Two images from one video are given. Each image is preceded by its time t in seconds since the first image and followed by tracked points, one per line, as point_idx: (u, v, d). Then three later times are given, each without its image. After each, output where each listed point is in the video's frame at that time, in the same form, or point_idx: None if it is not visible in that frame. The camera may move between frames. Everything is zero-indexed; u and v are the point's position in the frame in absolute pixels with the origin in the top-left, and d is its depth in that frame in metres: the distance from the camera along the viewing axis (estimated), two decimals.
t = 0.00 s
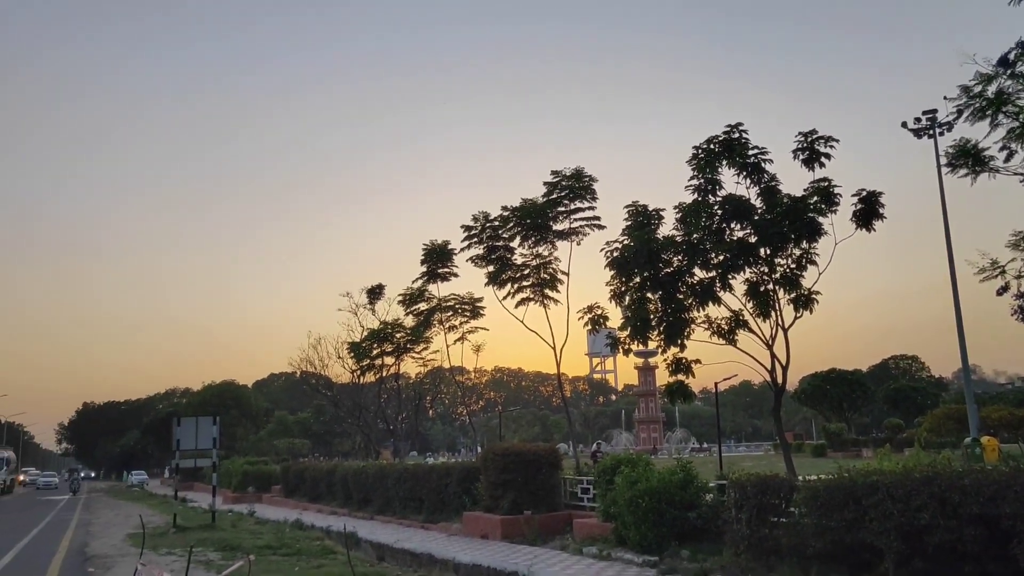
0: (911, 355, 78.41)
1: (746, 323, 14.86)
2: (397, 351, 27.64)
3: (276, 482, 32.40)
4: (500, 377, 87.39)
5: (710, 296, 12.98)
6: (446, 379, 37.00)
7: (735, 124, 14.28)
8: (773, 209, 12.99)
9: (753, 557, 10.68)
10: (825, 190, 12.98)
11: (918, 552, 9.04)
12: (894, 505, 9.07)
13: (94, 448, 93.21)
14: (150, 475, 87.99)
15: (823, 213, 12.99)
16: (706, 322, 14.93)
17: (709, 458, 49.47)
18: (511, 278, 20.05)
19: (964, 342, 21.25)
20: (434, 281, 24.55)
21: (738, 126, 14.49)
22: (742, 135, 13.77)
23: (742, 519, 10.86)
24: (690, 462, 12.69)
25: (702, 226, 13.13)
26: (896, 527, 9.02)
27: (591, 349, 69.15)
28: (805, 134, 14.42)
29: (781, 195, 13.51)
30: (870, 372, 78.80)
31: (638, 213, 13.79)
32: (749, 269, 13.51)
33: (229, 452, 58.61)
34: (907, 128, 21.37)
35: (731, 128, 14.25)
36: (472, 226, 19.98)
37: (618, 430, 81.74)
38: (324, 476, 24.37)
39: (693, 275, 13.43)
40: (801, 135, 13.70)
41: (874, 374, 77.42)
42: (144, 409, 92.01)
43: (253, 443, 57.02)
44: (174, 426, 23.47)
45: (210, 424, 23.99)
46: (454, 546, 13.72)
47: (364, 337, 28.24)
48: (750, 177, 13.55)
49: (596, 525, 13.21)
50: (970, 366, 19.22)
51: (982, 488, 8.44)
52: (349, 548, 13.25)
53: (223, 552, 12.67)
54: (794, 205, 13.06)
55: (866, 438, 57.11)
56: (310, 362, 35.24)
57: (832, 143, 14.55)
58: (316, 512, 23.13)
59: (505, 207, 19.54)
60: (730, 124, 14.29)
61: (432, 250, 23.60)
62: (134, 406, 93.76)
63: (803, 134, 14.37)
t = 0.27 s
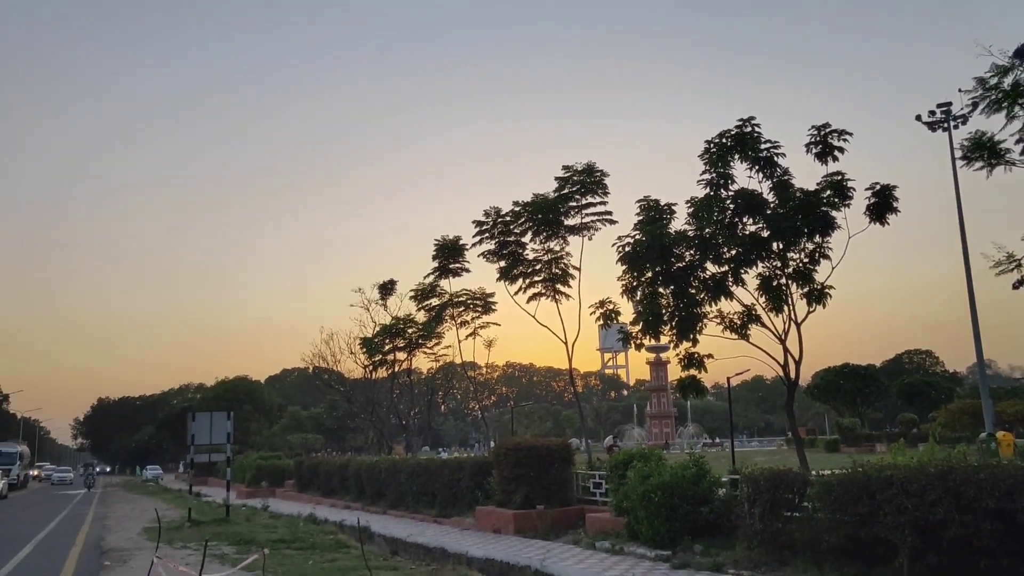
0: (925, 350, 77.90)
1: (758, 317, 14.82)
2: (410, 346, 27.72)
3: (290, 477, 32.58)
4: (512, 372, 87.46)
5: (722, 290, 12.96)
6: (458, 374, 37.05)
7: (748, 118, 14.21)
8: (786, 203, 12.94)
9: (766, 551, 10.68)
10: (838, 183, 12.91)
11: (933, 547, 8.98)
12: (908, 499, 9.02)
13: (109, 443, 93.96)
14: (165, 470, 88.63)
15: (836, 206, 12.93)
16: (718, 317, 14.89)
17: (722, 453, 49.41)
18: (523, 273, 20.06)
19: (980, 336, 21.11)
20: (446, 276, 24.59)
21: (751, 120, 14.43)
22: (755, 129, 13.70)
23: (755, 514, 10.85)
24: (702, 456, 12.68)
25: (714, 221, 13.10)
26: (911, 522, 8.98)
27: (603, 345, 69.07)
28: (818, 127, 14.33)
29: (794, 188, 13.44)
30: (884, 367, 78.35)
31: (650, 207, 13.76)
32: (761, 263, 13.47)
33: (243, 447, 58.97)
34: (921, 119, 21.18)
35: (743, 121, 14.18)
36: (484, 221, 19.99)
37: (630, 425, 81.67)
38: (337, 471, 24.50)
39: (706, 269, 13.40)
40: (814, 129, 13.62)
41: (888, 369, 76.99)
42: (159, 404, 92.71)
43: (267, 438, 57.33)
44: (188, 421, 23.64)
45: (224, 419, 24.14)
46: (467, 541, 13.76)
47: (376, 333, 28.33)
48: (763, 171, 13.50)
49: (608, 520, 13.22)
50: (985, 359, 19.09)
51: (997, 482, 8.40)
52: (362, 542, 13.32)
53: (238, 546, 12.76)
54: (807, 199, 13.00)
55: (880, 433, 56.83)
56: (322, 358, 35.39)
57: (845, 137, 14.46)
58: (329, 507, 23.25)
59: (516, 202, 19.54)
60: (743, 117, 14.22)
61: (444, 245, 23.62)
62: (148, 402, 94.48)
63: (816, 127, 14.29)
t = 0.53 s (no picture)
0: (933, 348, 77.58)
1: (765, 315, 14.78)
2: (416, 344, 27.74)
3: (296, 474, 32.66)
4: (518, 370, 87.47)
5: (729, 288, 12.94)
6: (464, 372, 37.07)
7: (755, 115, 14.17)
8: (794, 200, 12.91)
9: (773, 549, 10.67)
10: (846, 180, 12.87)
11: (940, 546, 8.95)
12: (916, 497, 9.00)
13: (117, 440, 94.30)
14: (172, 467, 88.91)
15: (844, 203, 12.89)
16: (725, 314, 14.86)
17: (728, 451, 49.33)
18: (530, 271, 20.06)
19: (988, 334, 21.00)
20: (452, 274, 24.60)
21: (757, 116, 14.38)
22: (762, 126, 13.65)
23: (762, 512, 10.84)
24: (709, 454, 12.66)
25: (720, 218, 13.06)
26: (918, 520, 8.95)
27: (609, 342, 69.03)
28: (826, 124, 14.27)
29: (801, 186, 13.40)
30: (891, 365, 78.07)
31: (657, 205, 13.74)
32: (768, 260, 13.44)
33: (249, 444, 59.17)
34: (929, 117, 21.10)
35: (750, 118, 14.14)
36: (490, 219, 19.99)
37: (636, 423, 81.60)
38: (343, 468, 24.54)
39: (712, 267, 13.38)
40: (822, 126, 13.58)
41: (895, 367, 76.72)
42: (166, 401, 93.07)
43: (273, 435, 57.47)
44: (195, 418, 23.71)
45: (230, 417, 24.20)
46: (473, 538, 13.77)
47: (382, 330, 28.35)
48: (770, 167, 13.45)
49: (615, 517, 13.22)
50: (994, 358, 19.00)
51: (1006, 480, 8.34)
52: (368, 539, 13.34)
53: (245, 543, 12.80)
54: (814, 196, 12.95)
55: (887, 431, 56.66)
56: (329, 355, 35.45)
57: (853, 133, 14.39)
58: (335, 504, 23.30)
59: (523, 199, 19.53)
60: (750, 114, 14.17)
61: (450, 243, 23.64)
62: (155, 399, 94.82)
63: (823, 124, 14.22)
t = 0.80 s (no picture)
0: (936, 343, 77.42)
1: (767, 310, 14.77)
2: (418, 339, 27.75)
3: (299, 470, 32.72)
4: (520, 365, 87.51)
5: (732, 283, 12.93)
6: (467, 367, 37.09)
7: (758, 109, 14.13)
8: (797, 195, 12.89)
9: (775, 544, 10.68)
10: (849, 175, 12.85)
11: (943, 541, 8.96)
12: (919, 492, 9.00)
13: (121, 436, 94.54)
14: (176, 463, 89.13)
15: (847, 198, 12.87)
16: (728, 309, 14.85)
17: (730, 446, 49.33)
18: (532, 266, 20.06)
19: (991, 330, 20.96)
20: (455, 269, 24.60)
21: (760, 111, 14.35)
22: (765, 120, 13.62)
23: (765, 507, 10.84)
24: (711, 449, 12.66)
25: (723, 213, 13.04)
26: (921, 515, 8.96)
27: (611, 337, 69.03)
28: (829, 119, 14.23)
29: (804, 180, 13.37)
30: (894, 360, 77.97)
31: (659, 200, 13.71)
32: (771, 255, 13.41)
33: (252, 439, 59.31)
34: (933, 112, 21.05)
35: (753, 113, 14.10)
36: (493, 214, 19.98)
37: (638, 419, 81.62)
38: (346, 463, 24.58)
39: (715, 262, 13.36)
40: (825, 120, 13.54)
41: (898, 362, 76.60)
42: (170, 397, 93.30)
43: (276, 430, 57.54)
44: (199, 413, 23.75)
45: (233, 413, 24.24)
46: (476, 533, 13.79)
47: (385, 326, 28.35)
48: (773, 162, 13.42)
49: (617, 513, 13.23)
50: (997, 354, 18.98)
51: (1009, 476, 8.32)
52: (371, 534, 13.36)
53: (248, 538, 12.84)
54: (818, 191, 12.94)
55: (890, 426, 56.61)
56: (331, 351, 35.49)
57: (856, 128, 14.36)
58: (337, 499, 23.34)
59: (526, 195, 19.51)
60: (753, 109, 14.14)
61: (453, 239, 23.64)
62: (159, 394, 95.04)
63: (826, 119, 14.18)
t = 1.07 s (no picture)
0: (914, 342, 78.27)
1: (748, 308, 14.85)
2: (400, 337, 27.66)
3: (279, 467, 32.54)
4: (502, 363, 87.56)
5: (712, 282, 13.00)
6: (449, 364, 37.05)
7: (740, 109, 14.20)
8: (778, 194, 12.97)
9: (754, 541, 10.75)
10: (829, 175, 12.94)
11: (919, 537, 9.05)
12: (895, 489, 9.10)
13: (98, 433, 93.58)
14: (154, 460, 88.38)
15: (827, 198, 12.96)
16: (709, 308, 14.91)
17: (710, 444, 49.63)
18: (514, 264, 20.06)
19: (968, 328, 21.20)
20: (436, 267, 24.54)
21: (742, 110, 14.41)
22: (746, 119, 13.68)
23: (744, 504, 10.91)
24: (691, 446, 12.72)
25: (705, 212, 13.10)
26: (898, 511, 9.06)
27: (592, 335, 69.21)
28: (810, 118, 14.32)
29: (785, 179, 13.46)
30: (872, 359, 78.74)
31: (641, 198, 13.76)
32: (752, 254, 13.49)
33: (232, 437, 58.90)
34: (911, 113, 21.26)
35: (735, 112, 14.17)
36: (475, 212, 19.96)
37: (620, 416, 81.92)
38: (326, 460, 24.48)
39: (696, 260, 13.42)
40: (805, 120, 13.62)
41: (876, 361, 77.38)
42: (148, 394, 92.53)
43: (256, 428, 57.20)
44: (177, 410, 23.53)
45: (212, 410, 24.05)
46: (456, 530, 13.78)
47: (366, 323, 28.25)
48: (754, 161, 13.49)
49: (598, 510, 13.26)
50: (973, 352, 19.22)
51: (984, 473, 8.41)
52: (351, 532, 13.32)
53: (227, 536, 12.74)
54: (798, 190, 13.02)
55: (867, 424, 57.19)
56: (312, 348, 35.31)
57: (836, 128, 14.46)
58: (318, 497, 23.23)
59: (508, 192, 19.51)
60: (734, 108, 14.21)
61: (435, 236, 23.59)
62: (137, 392, 94.21)
63: (807, 118, 14.27)
